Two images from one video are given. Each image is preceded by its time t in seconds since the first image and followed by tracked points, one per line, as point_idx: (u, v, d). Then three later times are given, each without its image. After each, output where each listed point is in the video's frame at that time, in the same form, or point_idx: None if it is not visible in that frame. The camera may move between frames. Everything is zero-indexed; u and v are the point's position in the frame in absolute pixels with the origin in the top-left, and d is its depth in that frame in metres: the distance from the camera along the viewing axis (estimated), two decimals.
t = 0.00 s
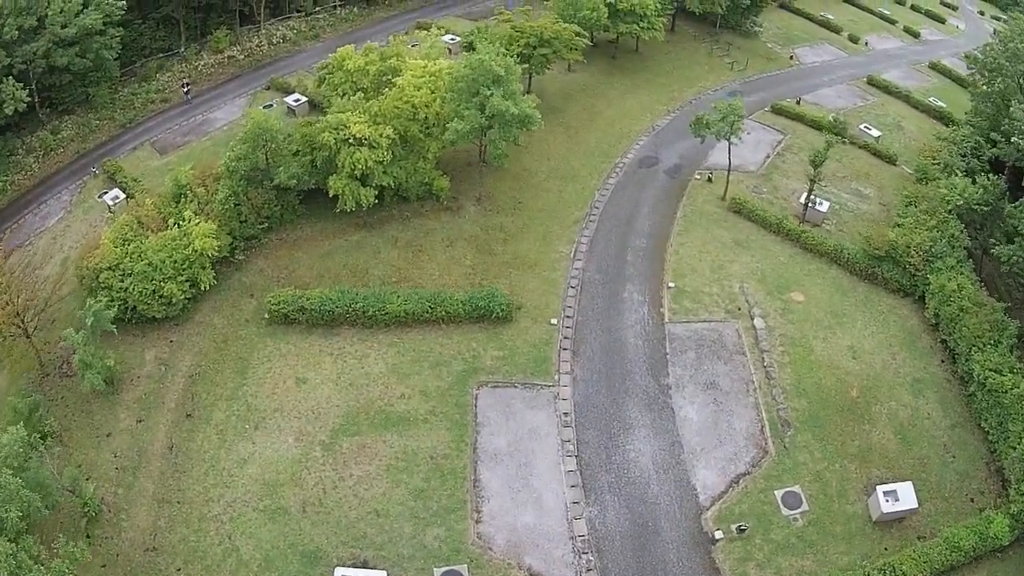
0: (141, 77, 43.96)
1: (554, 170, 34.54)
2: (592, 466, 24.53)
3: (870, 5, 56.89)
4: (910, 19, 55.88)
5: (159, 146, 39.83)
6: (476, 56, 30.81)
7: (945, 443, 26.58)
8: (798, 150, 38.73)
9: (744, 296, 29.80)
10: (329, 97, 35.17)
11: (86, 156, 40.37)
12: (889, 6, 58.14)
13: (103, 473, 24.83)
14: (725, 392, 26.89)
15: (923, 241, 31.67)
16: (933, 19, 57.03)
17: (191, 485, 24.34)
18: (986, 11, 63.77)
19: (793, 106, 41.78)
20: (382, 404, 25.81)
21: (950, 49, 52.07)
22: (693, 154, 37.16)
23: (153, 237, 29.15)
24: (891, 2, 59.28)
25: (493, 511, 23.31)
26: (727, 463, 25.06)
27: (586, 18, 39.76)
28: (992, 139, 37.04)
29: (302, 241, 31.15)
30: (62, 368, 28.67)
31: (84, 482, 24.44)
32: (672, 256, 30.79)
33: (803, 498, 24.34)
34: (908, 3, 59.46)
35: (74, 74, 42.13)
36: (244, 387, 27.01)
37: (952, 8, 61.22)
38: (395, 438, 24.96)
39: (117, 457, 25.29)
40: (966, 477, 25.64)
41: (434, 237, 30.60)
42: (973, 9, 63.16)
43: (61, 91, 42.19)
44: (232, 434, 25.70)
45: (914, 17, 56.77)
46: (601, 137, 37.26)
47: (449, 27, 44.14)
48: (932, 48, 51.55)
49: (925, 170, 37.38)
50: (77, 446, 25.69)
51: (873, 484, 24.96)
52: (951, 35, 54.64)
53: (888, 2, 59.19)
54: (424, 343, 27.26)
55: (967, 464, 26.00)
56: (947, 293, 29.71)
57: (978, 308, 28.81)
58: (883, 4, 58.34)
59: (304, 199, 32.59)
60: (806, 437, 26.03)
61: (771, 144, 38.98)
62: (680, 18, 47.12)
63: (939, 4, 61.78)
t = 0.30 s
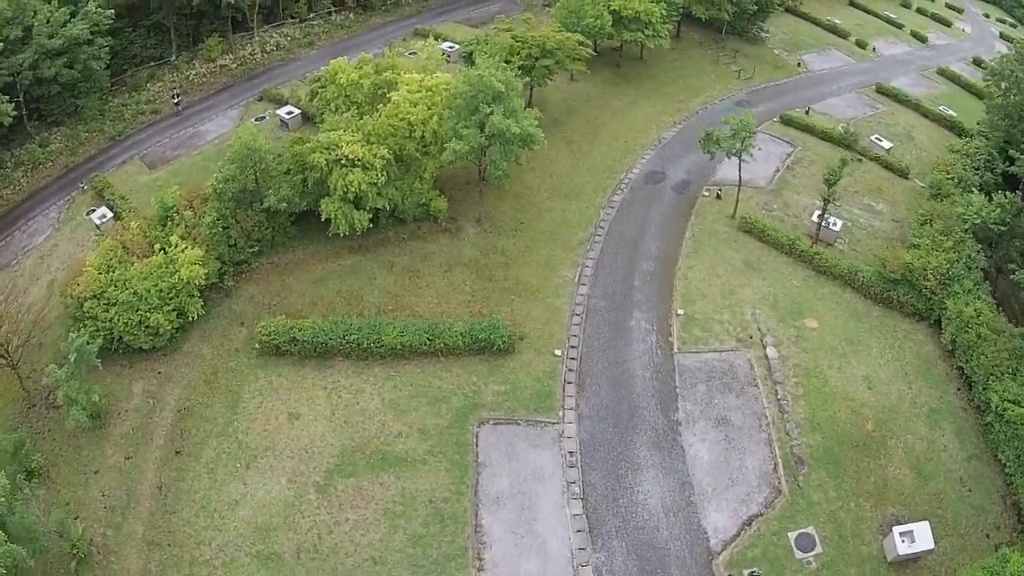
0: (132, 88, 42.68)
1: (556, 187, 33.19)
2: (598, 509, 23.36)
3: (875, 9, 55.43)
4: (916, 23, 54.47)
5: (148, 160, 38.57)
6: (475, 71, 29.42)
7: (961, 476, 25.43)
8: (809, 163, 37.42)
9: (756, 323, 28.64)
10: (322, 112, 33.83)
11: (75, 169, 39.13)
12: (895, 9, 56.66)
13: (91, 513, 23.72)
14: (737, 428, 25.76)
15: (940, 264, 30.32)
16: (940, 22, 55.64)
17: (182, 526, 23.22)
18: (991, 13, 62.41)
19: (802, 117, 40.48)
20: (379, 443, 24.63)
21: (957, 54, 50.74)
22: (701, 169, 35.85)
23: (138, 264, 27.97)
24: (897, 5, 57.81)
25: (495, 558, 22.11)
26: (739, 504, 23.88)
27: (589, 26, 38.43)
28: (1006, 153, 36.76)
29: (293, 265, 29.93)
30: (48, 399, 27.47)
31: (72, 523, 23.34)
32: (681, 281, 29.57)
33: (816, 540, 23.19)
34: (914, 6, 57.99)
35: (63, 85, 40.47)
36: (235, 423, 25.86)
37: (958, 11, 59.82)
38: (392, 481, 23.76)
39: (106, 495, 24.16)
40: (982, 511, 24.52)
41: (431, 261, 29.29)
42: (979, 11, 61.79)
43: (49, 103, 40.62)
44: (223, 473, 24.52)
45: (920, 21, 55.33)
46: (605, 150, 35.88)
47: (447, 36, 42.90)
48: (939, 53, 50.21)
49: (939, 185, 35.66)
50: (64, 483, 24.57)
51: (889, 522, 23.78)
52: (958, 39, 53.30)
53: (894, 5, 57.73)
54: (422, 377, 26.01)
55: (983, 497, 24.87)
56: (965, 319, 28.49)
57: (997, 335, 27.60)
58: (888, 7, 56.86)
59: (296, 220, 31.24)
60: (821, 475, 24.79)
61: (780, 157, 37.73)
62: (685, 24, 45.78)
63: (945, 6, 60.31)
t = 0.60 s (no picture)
0: (120, 99, 41.19)
1: (561, 210, 31.62)
2: (605, 563, 22.03)
3: (882, 12, 53.65)
4: (923, 27, 52.78)
5: (136, 176, 37.07)
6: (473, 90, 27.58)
7: (979, 518, 24.17)
8: (821, 180, 36.00)
9: (771, 358, 27.34)
10: (313, 131, 32.17)
11: (61, 186, 37.55)
12: (902, 12, 54.87)
13: (77, 561, 22.43)
14: (751, 472, 24.44)
15: (961, 292, 29.13)
16: (947, 26, 53.94)
17: None
18: (997, 16, 60.74)
19: (814, 129, 38.98)
20: (374, 492, 23.31)
21: (965, 59, 49.22)
22: (711, 187, 34.35)
23: (121, 297, 26.61)
24: (903, 7, 56.04)
25: None
26: (753, 555, 22.54)
27: (594, 36, 36.82)
28: None
29: (283, 295, 28.51)
30: (32, 436, 26.09)
31: (58, 571, 22.08)
32: (692, 311, 28.22)
33: None
34: (920, 9, 56.21)
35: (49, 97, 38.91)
36: (223, 467, 24.46)
37: (965, 14, 58.16)
38: (389, 533, 22.37)
39: (92, 542, 22.85)
40: (1000, 554, 23.31)
41: (429, 291, 27.72)
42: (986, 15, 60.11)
43: (36, 115, 39.19)
44: (212, 521, 23.12)
45: (927, 25, 53.65)
46: (611, 167, 34.18)
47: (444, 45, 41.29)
48: (947, 59, 48.69)
49: (957, 206, 34.00)
50: (49, 527, 23.28)
51: (906, 571, 22.51)
52: (966, 43, 51.71)
53: (900, 8, 55.96)
54: (419, 421, 24.67)
55: (1000, 539, 23.66)
56: (986, 351, 27.06)
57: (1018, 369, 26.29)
58: (894, 10, 55.06)
59: (286, 247, 29.73)
60: (837, 522, 23.41)
61: (792, 173, 36.28)
62: (692, 30, 44.15)
63: (951, 9, 58.54)
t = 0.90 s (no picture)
0: (105, 115, 39.60)
1: (564, 239, 29.98)
2: None
3: (889, 17, 51.72)
4: (931, 33, 50.94)
5: (121, 199, 35.48)
6: (469, 117, 25.74)
7: (1002, 571, 22.84)
8: (836, 201, 34.41)
9: (787, 402, 25.99)
10: (301, 156, 30.54)
11: (44, 207, 35.83)
12: (908, 16, 52.94)
13: None
14: (767, 528, 22.99)
15: (984, 328, 27.53)
16: (955, 31, 52.06)
17: None
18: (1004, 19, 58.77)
19: (827, 145, 37.41)
20: (368, 554, 21.89)
21: (975, 66, 47.48)
22: (722, 210, 32.58)
23: (98, 342, 25.14)
24: (909, 11, 54.08)
25: None
26: None
27: (599, 49, 35.02)
28: None
29: (270, 335, 27.07)
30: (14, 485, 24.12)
31: None
32: (704, 351, 26.80)
33: None
34: (927, 12, 54.26)
35: (32, 115, 37.14)
36: (210, 524, 22.98)
37: (972, 17, 56.21)
38: None
39: None
40: None
41: (424, 332, 26.26)
42: (993, 17, 58.15)
43: (20, 132, 37.33)
44: None
45: (934, 30, 51.81)
46: (617, 191, 32.44)
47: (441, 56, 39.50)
48: (957, 66, 46.99)
49: (978, 231, 32.45)
50: None
51: None
52: (975, 49, 49.91)
53: (907, 11, 54.01)
54: (416, 478, 23.31)
55: None
56: (1010, 392, 25.68)
57: None
58: (901, 14, 53.11)
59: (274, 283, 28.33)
60: None
61: (806, 194, 34.72)
62: (698, 40, 42.47)
63: (958, 12, 56.61)
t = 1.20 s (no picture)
0: (88, 134, 37.81)
1: (570, 275, 28.16)
2: None
3: (899, 23, 49.65)
4: (941, 39, 48.99)
5: (102, 227, 33.66)
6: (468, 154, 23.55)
7: None
8: (855, 229, 32.72)
9: (807, 457, 24.53)
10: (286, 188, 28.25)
11: (27, 232, 33.73)
12: (918, 22, 50.85)
13: None
14: None
15: (1012, 372, 26.19)
16: (966, 37, 50.02)
17: None
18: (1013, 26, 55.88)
19: (843, 165, 35.72)
20: None
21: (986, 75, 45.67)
22: (736, 241, 30.75)
23: (73, 398, 23.55)
24: (919, 16, 51.95)
25: None
26: None
27: (605, 67, 33.01)
28: None
29: (255, 386, 25.59)
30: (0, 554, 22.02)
31: None
32: (719, 402, 25.36)
33: None
34: (936, 18, 52.12)
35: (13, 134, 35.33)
36: None
37: (980, 22, 54.02)
38: None
39: None
40: None
41: (418, 387, 24.75)
42: (1003, 21, 55.89)
43: None
44: None
45: (944, 36, 49.84)
46: (626, 222, 30.46)
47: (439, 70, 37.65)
48: (969, 75, 45.21)
49: (1002, 263, 31.12)
50: None
51: None
52: (985, 56, 47.98)
53: (916, 17, 51.89)
54: (412, 548, 21.69)
55: None
56: None
57: None
58: (910, 20, 51.02)
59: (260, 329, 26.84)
60: None
61: (823, 220, 32.97)
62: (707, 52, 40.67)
63: (967, 17, 54.46)
